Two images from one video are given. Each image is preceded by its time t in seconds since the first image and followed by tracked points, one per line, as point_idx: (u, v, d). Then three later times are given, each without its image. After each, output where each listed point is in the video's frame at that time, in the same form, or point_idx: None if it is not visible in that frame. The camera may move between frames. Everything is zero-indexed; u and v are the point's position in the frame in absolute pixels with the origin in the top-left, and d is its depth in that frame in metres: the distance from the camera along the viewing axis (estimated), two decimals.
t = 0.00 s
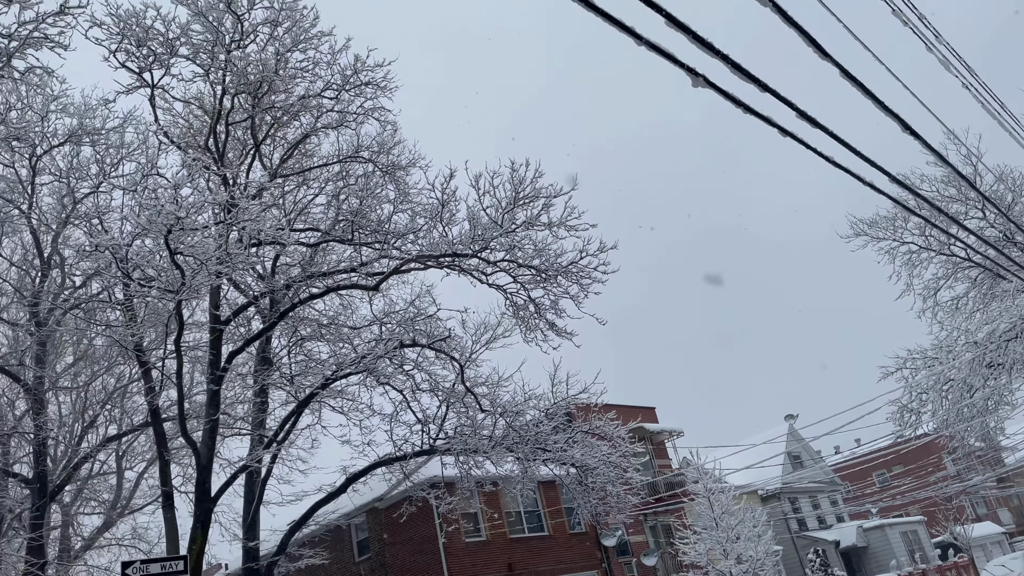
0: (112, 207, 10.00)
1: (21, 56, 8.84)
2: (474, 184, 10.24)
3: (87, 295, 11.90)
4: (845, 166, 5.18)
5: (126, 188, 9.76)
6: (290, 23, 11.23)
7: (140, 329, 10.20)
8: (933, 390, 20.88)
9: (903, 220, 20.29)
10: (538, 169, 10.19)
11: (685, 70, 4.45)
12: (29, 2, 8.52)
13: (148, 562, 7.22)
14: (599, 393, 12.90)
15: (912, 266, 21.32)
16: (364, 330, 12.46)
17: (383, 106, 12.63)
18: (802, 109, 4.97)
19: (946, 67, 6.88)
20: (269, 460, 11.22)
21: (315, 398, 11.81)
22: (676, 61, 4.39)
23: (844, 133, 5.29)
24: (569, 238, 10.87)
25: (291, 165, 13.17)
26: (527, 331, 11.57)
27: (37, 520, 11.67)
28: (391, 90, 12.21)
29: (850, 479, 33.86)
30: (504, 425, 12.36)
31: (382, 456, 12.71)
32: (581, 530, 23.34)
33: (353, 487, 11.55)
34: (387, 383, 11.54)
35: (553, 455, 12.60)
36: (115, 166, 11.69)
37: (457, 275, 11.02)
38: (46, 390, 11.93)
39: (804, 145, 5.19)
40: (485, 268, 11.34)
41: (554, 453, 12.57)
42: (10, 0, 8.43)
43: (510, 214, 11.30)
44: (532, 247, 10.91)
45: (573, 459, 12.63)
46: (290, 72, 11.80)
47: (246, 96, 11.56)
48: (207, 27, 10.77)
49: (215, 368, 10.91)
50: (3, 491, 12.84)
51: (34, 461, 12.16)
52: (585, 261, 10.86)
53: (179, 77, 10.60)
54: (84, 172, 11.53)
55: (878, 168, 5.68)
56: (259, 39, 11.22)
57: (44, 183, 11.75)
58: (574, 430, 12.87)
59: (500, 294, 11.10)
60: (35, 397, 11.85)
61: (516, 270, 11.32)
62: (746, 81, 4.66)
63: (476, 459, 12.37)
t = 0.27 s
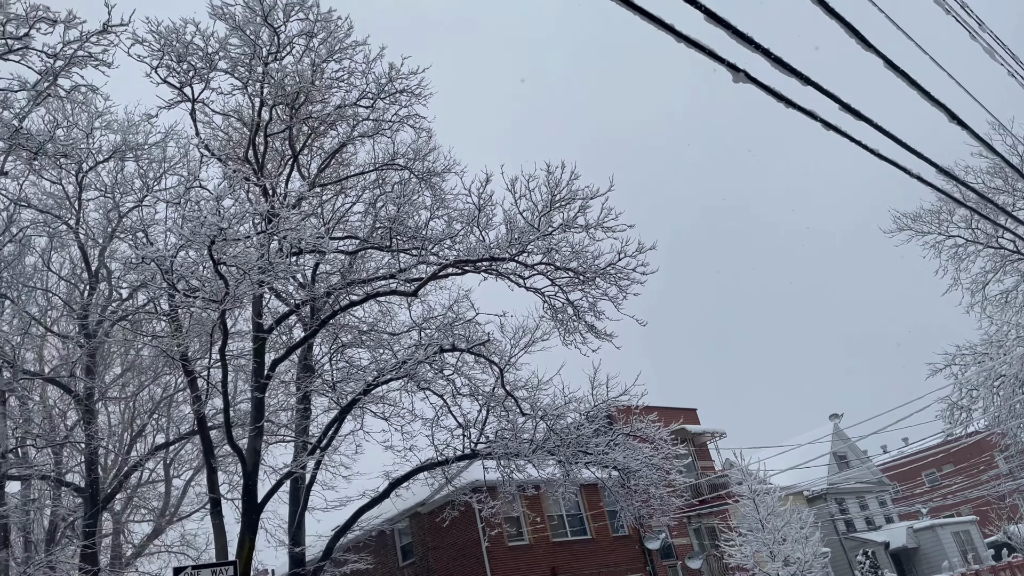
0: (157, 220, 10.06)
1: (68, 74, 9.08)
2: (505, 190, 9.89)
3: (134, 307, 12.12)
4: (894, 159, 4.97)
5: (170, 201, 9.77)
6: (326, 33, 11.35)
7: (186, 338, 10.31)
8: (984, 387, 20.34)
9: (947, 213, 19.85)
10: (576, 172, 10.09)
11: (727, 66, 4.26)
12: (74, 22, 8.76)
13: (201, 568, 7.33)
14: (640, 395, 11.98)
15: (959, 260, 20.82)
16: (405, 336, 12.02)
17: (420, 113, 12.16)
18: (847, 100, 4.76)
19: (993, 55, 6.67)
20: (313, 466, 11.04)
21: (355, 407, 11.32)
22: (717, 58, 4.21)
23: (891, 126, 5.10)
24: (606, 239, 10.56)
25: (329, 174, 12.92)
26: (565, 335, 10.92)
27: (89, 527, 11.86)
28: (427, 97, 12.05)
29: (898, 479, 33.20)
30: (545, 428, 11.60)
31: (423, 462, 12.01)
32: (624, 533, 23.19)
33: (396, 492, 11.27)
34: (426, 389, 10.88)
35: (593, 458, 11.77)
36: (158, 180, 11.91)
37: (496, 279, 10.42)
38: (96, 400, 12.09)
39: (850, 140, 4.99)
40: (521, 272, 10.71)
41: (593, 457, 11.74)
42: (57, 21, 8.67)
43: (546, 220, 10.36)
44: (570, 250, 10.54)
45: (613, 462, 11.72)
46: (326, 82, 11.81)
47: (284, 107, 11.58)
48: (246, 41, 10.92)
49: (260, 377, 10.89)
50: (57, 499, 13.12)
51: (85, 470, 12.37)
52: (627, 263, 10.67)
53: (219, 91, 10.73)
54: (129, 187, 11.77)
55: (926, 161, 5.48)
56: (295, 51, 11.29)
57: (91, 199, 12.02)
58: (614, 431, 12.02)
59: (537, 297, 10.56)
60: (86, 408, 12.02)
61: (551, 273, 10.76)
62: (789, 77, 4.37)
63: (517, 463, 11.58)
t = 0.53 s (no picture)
0: (201, 230, 10.22)
1: (113, 90, 9.31)
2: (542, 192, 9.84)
3: (180, 316, 12.35)
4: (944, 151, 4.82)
5: (213, 211, 9.91)
6: (362, 42, 11.44)
7: (231, 346, 10.46)
8: None
9: (997, 203, 19.30)
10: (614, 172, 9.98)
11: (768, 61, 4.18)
12: (119, 39, 9.01)
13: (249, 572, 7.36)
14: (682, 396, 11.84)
15: (1011, 252, 20.18)
16: (445, 340, 12.05)
17: (456, 118, 12.16)
18: (893, 92, 4.63)
19: None
20: (357, 470, 11.10)
21: (398, 411, 11.36)
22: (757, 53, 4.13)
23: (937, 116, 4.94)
24: (646, 239, 10.43)
25: (367, 181, 13.02)
26: (606, 336, 10.85)
27: (142, 533, 12.10)
28: (462, 102, 12.05)
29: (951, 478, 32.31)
30: (588, 430, 11.49)
31: (465, 465, 11.99)
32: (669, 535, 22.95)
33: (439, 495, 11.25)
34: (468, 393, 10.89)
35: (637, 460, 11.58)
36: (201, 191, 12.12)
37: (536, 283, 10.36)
38: (146, 408, 12.33)
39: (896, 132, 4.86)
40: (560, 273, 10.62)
41: (637, 458, 11.56)
42: (102, 38, 8.91)
43: (584, 221, 10.29)
44: (608, 250, 10.46)
45: (658, 464, 11.53)
46: (363, 90, 11.88)
47: (322, 116, 11.70)
48: (284, 52, 11.06)
49: (303, 383, 11.01)
50: (111, 505, 13.43)
51: (136, 476, 12.63)
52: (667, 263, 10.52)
53: (258, 102, 10.89)
54: (173, 199, 12.01)
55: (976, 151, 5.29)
56: (331, 60, 11.40)
57: (137, 212, 12.29)
58: (658, 433, 11.87)
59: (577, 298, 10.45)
60: (136, 415, 12.28)
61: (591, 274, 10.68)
62: (831, 69, 4.26)
63: (560, 465, 11.52)
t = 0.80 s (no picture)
0: (245, 239, 10.42)
1: (159, 103, 9.57)
2: (580, 193, 9.81)
3: (226, 323, 12.61)
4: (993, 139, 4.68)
5: (257, 220, 10.09)
6: (398, 49, 11.56)
7: (276, 352, 10.64)
8: None
9: None
10: (653, 171, 9.87)
11: (807, 53, 4.12)
12: (164, 53, 9.31)
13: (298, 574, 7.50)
14: (726, 396, 11.67)
15: None
16: (486, 343, 12.08)
17: (493, 122, 12.19)
18: (938, 81, 4.52)
19: None
20: (401, 474, 11.18)
21: (440, 414, 11.41)
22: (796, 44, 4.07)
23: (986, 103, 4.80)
24: (687, 238, 10.32)
25: (405, 186, 13.13)
26: (648, 337, 10.77)
27: (194, 536, 12.35)
28: (498, 105, 12.09)
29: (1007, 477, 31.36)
30: (631, 431, 11.41)
31: (509, 468, 11.99)
32: (715, 537, 22.66)
33: (483, 498, 11.25)
34: (510, 395, 10.89)
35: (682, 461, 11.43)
36: (244, 201, 12.35)
37: (576, 284, 10.32)
38: (195, 414, 12.61)
39: (942, 122, 4.74)
40: (600, 274, 10.56)
41: (682, 459, 11.41)
42: (148, 53, 9.24)
43: (623, 220, 10.23)
44: (648, 250, 10.38)
45: (703, 464, 11.38)
46: (400, 96, 11.99)
47: (361, 123, 11.84)
48: (323, 61, 11.23)
49: (347, 387, 11.14)
50: (164, 508, 13.75)
51: (188, 480, 12.91)
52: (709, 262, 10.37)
53: (299, 112, 11.07)
54: (218, 209, 12.26)
55: None
56: (369, 67, 11.53)
57: (184, 222, 12.58)
58: (702, 434, 11.73)
59: (618, 298, 10.37)
60: (186, 421, 12.54)
61: (631, 274, 10.59)
62: (875, 61, 4.17)
63: (603, 467, 11.47)
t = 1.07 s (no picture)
0: (287, 244, 10.60)
1: (202, 112, 9.80)
2: (618, 191, 9.77)
3: (271, 326, 12.85)
4: None
5: (298, 225, 10.26)
6: (434, 51, 11.64)
7: (320, 354, 10.81)
8: None
9: None
10: (692, 167, 9.78)
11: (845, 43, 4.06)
12: (205, 63, 9.55)
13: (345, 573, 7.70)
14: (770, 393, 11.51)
15: None
16: (525, 343, 12.10)
17: (528, 121, 12.21)
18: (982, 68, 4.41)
19: None
20: (444, 474, 11.25)
21: (481, 414, 11.46)
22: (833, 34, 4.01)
23: None
24: (727, 234, 10.21)
25: (443, 188, 13.23)
26: (688, 334, 10.68)
27: (244, 536, 12.60)
28: (534, 105, 12.10)
29: None
30: (674, 429, 11.32)
31: (550, 467, 11.98)
32: (762, 536, 22.37)
33: (526, 497, 11.27)
34: (551, 394, 10.90)
35: (726, 459, 11.31)
36: (286, 206, 12.57)
37: (615, 282, 10.28)
38: (242, 416, 12.87)
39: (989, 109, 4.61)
40: (639, 272, 10.50)
41: (726, 458, 11.29)
42: (190, 64, 9.50)
43: (662, 217, 10.15)
44: (688, 247, 10.29)
45: (748, 463, 11.24)
46: (437, 99, 12.08)
47: (398, 127, 11.96)
48: (360, 66, 11.37)
49: (389, 389, 11.25)
50: (214, 509, 14.06)
51: (237, 481, 13.18)
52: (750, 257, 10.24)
53: (337, 117, 11.23)
54: (260, 215, 12.50)
55: None
56: (405, 71, 11.63)
57: (228, 228, 12.84)
58: (746, 432, 11.59)
59: (658, 295, 10.30)
60: (234, 423, 12.81)
61: (671, 272, 10.51)
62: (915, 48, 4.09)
63: (646, 466, 11.39)
